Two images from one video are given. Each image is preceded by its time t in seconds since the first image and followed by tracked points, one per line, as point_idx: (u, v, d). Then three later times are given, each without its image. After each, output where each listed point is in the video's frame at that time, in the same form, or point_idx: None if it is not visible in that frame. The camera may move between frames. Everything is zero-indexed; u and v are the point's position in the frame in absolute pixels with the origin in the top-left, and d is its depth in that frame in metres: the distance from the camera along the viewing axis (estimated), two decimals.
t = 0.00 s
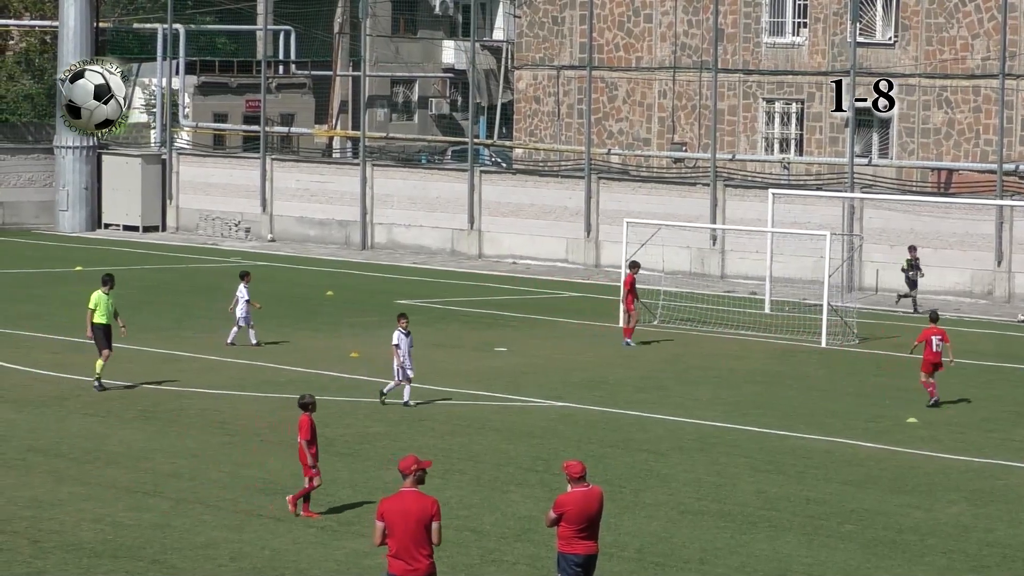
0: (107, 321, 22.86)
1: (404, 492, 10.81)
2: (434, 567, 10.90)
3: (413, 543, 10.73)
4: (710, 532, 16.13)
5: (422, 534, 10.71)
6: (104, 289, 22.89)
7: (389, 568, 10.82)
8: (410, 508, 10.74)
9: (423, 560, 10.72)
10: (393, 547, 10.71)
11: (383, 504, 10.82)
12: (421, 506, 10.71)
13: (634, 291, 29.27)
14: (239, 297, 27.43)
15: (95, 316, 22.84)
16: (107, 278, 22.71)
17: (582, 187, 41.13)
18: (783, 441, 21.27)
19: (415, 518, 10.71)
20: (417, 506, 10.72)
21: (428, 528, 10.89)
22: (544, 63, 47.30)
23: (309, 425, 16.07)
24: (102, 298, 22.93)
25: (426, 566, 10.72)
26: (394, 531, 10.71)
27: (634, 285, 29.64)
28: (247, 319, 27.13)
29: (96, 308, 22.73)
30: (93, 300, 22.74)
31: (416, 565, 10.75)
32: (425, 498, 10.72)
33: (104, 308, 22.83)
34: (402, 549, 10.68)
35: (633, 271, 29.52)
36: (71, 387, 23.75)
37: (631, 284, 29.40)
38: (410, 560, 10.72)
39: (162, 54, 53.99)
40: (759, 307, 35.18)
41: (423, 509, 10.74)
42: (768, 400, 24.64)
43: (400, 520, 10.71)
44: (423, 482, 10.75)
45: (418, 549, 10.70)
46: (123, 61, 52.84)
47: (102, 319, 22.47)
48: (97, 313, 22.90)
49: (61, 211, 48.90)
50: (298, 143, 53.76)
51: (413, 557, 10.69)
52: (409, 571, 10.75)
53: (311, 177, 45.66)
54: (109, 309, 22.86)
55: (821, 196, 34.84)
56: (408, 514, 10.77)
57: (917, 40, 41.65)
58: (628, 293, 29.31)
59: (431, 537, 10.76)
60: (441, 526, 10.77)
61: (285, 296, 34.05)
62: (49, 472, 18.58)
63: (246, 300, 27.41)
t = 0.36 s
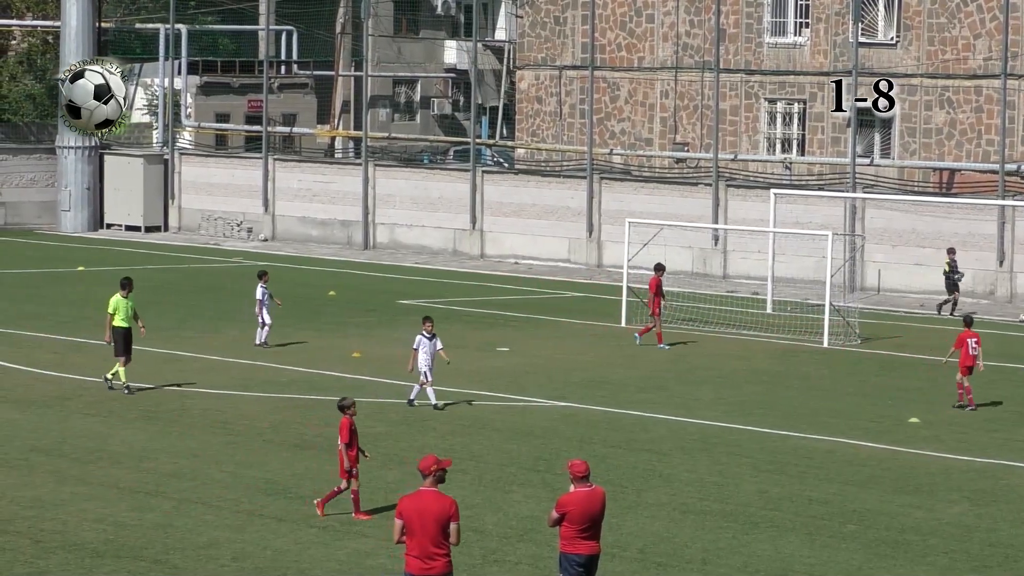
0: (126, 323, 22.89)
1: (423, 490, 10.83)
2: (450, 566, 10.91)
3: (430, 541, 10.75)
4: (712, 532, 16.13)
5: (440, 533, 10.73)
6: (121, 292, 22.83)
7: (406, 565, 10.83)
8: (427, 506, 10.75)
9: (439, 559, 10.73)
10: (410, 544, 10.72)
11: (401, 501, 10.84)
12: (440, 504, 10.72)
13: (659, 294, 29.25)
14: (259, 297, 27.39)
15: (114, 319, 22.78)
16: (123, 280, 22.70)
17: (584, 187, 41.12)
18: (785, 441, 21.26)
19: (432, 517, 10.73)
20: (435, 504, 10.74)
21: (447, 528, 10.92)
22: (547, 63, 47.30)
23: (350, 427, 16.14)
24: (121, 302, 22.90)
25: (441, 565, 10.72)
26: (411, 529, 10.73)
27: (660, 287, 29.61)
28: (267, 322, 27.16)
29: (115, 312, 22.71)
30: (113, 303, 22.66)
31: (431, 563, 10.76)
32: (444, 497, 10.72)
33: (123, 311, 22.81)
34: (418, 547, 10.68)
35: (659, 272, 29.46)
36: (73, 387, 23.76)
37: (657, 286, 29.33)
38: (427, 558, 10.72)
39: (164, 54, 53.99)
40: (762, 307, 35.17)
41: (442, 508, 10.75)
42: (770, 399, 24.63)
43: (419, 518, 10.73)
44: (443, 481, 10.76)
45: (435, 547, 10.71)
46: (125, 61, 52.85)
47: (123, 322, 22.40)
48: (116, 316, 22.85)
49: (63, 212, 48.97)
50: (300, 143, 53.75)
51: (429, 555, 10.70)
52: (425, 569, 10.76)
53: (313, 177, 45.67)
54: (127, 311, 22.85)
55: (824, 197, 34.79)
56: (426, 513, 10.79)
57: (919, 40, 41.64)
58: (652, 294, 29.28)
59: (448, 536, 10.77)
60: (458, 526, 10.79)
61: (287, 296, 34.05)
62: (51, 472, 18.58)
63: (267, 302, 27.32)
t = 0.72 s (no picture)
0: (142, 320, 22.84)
1: (438, 490, 10.85)
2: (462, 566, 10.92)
3: (443, 541, 10.76)
4: (713, 532, 16.13)
5: (453, 533, 10.73)
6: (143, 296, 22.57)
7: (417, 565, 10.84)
8: (441, 506, 10.75)
9: (451, 559, 10.74)
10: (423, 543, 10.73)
11: (416, 499, 10.85)
12: (454, 505, 10.74)
13: (683, 297, 29.20)
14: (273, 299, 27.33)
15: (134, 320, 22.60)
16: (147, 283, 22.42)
17: (585, 187, 41.13)
18: (786, 441, 21.25)
19: (446, 516, 10.74)
20: (449, 505, 10.75)
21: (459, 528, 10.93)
22: (549, 63, 47.32)
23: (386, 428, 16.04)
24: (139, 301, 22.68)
25: (453, 565, 10.73)
26: (424, 527, 10.74)
27: (682, 287, 29.57)
28: (283, 323, 27.07)
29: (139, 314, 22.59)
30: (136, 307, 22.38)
31: (443, 563, 10.77)
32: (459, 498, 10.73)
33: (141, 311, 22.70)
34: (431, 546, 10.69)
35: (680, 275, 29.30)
36: (75, 387, 23.76)
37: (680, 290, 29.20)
38: (439, 558, 10.74)
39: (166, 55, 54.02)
40: (763, 307, 35.16)
41: (456, 508, 10.77)
42: (772, 400, 24.61)
43: (433, 517, 10.74)
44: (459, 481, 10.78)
45: (447, 547, 10.73)
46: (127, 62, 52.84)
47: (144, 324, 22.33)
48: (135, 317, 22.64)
49: (65, 211, 49.02)
50: (302, 143, 53.76)
51: (442, 554, 10.71)
52: (436, 569, 10.77)
53: (314, 177, 45.70)
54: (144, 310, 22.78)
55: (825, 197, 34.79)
56: (439, 511, 10.80)
57: (920, 40, 41.66)
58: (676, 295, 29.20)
59: (461, 536, 10.78)
60: (472, 527, 10.80)
61: (288, 296, 34.04)
62: (53, 472, 18.58)
63: (280, 303, 27.28)
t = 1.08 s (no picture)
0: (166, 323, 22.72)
1: (444, 490, 10.83)
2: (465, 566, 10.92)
3: (449, 542, 10.75)
4: (714, 532, 16.12)
5: (459, 534, 10.72)
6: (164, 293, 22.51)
7: (422, 564, 10.84)
8: (448, 506, 10.74)
9: (455, 560, 10.73)
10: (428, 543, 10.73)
11: (422, 499, 10.82)
12: (461, 505, 10.72)
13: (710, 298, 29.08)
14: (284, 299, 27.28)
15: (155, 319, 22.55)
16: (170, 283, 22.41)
17: (586, 187, 41.13)
18: (787, 441, 21.24)
19: (453, 516, 10.72)
20: (455, 505, 10.74)
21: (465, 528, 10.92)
22: (549, 63, 47.34)
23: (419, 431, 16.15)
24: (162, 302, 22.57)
25: (458, 566, 10.73)
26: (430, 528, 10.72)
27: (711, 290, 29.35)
28: (291, 322, 27.08)
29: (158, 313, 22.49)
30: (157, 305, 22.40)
31: (448, 563, 10.77)
32: (466, 498, 10.72)
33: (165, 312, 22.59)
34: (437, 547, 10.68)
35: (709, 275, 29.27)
36: (76, 387, 23.76)
37: (706, 289, 29.15)
38: (444, 558, 10.73)
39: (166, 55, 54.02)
40: (764, 307, 35.16)
41: (462, 508, 10.76)
42: (773, 400, 24.61)
43: (439, 517, 10.72)
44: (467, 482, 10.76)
45: (453, 547, 10.71)
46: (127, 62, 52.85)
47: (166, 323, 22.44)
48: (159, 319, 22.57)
49: (65, 211, 49.03)
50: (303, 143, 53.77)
51: (446, 555, 10.71)
52: (440, 569, 10.77)
53: (315, 177, 45.71)
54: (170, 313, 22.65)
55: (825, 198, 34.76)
56: (445, 511, 10.79)
57: (921, 40, 41.65)
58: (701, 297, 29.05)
59: (467, 536, 10.77)
60: (477, 528, 10.78)
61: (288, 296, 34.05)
62: (54, 472, 18.58)
63: (290, 303, 27.28)
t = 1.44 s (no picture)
0: (184, 329, 22.58)
1: (445, 490, 10.84)
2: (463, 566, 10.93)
3: (449, 542, 10.76)
4: (712, 532, 16.13)
5: (458, 534, 10.74)
6: (179, 297, 22.57)
7: (422, 564, 10.85)
8: (447, 506, 10.75)
9: (455, 560, 10.75)
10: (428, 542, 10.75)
11: (421, 498, 10.83)
12: (461, 505, 10.73)
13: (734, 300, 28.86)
14: (290, 300, 27.19)
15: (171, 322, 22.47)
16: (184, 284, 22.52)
17: (585, 187, 41.13)
18: (786, 441, 21.25)
19: (452, 517, 10.73)
20: (456, 505, 10.75)
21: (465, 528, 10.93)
22: (548, 63, 47.33)
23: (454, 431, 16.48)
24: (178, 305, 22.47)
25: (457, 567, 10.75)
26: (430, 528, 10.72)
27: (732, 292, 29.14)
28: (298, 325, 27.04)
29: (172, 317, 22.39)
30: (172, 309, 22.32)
31: (447, 564, 10.78)
32: (465, 498, 10.74)
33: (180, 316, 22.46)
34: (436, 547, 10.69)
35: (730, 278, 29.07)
36: (75, 387, 23.76)
37: (729, 291, 29.00)
38: (443, 557, 10.74)
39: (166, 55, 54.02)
40: (762, 306, 35.16)
41: (463, 509, 10.77)
42: (772, 400, 24.61)
43: (438, 517, 10.73)
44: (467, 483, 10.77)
45: (452, 547, 10.73)
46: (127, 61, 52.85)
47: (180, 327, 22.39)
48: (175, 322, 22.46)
49: (64, 211, 49.02)
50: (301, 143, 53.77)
51: (446, 555, 10.73)
52: (440, 568, 10.79)
53: (314, 177, 45.71)
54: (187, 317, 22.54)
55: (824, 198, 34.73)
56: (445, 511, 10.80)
57: (920, 40, 41.64)
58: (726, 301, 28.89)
59: (466, 537, 10.78)
60: (476, 528, 10.80)
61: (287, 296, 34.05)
62: (53, 472, 18.58)
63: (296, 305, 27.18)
